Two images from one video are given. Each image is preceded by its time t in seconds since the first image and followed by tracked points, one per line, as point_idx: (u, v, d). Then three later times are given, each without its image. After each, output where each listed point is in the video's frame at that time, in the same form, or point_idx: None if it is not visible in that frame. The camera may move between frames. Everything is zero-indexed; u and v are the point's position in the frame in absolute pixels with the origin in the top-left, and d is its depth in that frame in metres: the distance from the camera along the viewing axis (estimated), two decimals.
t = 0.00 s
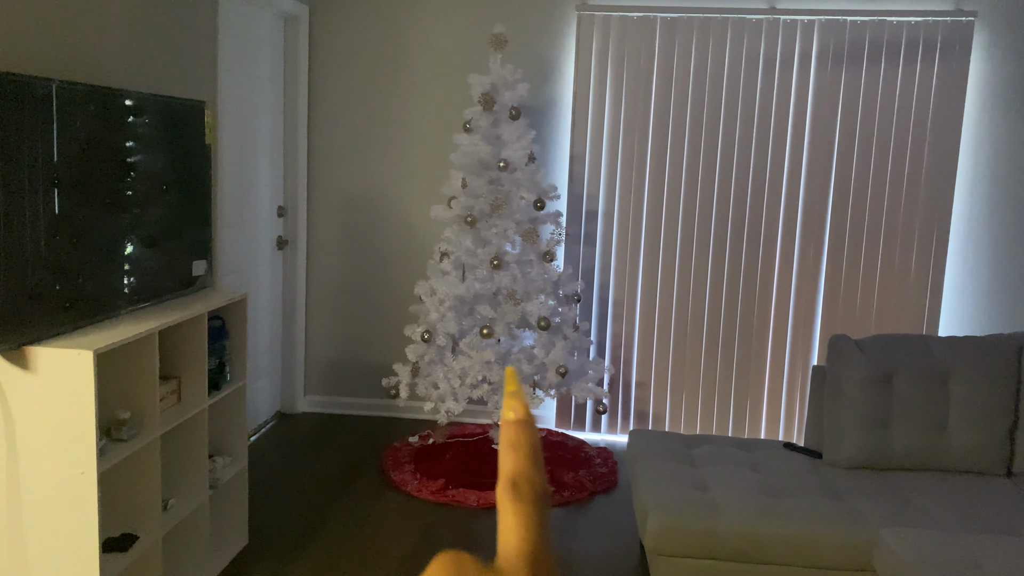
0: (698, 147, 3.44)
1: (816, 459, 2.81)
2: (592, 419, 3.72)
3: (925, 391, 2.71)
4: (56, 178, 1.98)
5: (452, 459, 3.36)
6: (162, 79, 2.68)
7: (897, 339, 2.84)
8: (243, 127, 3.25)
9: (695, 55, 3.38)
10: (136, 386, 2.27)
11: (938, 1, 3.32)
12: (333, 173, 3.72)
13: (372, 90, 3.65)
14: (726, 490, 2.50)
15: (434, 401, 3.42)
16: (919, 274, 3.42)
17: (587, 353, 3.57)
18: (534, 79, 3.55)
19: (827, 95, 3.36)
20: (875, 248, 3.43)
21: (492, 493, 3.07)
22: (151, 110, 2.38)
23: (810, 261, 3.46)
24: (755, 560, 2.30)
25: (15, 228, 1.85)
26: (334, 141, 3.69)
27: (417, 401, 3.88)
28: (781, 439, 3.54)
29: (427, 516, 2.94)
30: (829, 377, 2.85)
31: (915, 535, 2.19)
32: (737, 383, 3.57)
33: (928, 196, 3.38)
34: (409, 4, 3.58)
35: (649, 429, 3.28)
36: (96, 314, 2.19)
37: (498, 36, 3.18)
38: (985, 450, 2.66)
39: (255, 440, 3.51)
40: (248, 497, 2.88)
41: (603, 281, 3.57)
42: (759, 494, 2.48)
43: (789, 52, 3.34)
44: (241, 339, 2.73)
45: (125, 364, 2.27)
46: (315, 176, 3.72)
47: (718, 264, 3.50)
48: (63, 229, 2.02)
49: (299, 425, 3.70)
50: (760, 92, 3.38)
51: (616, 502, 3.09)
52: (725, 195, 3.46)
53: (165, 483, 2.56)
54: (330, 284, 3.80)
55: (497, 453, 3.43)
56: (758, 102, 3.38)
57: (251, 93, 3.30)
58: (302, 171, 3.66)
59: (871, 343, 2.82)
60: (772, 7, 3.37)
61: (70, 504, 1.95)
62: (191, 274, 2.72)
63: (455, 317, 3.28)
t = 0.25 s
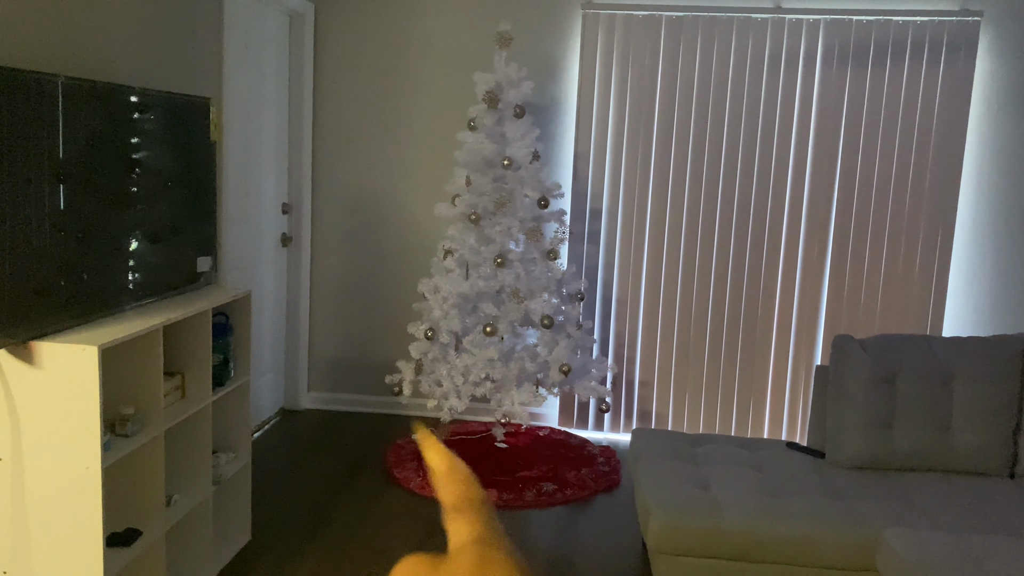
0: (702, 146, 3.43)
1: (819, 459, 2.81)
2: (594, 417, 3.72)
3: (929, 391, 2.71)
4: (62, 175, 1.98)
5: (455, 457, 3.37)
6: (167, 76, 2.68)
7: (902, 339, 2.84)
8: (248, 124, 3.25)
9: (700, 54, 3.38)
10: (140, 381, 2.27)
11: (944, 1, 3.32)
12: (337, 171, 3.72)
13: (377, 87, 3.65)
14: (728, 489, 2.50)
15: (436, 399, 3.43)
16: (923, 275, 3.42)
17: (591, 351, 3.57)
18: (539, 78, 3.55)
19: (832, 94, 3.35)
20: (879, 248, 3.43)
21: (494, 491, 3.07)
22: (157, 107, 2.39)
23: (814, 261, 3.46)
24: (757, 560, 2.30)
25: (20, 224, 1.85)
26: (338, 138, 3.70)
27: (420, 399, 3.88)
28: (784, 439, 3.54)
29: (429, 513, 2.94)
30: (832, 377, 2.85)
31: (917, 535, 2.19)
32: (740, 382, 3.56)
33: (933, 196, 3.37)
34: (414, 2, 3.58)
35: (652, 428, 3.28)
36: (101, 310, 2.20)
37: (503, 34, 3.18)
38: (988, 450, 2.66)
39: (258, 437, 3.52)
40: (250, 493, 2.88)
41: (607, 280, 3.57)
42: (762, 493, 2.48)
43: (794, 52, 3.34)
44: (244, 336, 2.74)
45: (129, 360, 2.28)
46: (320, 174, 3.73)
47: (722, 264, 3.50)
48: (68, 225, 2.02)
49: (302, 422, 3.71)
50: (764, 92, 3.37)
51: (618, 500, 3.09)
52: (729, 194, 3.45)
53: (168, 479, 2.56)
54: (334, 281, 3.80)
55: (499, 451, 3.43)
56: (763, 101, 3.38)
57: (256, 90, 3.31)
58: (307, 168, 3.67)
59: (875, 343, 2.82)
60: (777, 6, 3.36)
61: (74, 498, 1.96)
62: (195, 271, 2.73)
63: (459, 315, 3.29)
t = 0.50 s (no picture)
0: (706, 143, 3.43)
1: (821, 456, 2.80)
2: (596, 414, 3.72)
3: (932, 389, 2.70)
4: (65, 168, 1.98)
5: (457, 453, 3.37)
6: (171, 70, 2.68)
7: (905, 337, 2.83)
8: (252, 119, 3.25)
9: (704, 51, 3.37)
10: (143, 375, 2.27)
11: None
12: (340, 167, 3.72)
13: (380, 83, 3.65)
14: (731, 486, 2.50)
15: (438, 395, 3.42)
16: (927, 273, 3.41)
17: (593, 348, 3.57)
18: (543, 74, 3.55)
19: (837, 92, 3.34)
20: (883, 246, 3.42)
21: (496, 487, 3.07)
22: (160, 102, 2.39)
23: (818, 258, 3.45)
24: (759, 557, 2.30)
25: (23, 217, 1.85)
26: (342, 134, 3.70)
27: (422, 395, 3.88)
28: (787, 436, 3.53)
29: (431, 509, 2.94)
30: (835, 374, 2.84)
31: (920, 533, 2.18)
32: (743, 379, 3.56)
33: (937, 194, 3.36)
34: None
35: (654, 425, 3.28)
36: (104, 303, 2.20)
37: (507, 30, 3.17)
38: (991, 449, 2.65)
39: (260, 432, 3.52)
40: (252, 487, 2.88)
41: (610, 277, 3.56)
42: (764, 490, 2.48)
43: (798, 49, 3.33)
44: (247, 330, 2.74)
45: (132, 353, 2.28)
46: (323, 169, 3.73)
47: (725, 261, 3.49)
48: (71, 219, 2.02)
49: (304, 417, 3.71)
50: (769, 89, 3.36)
51: (620, 497, 3.09)
52: (733, 191, 3.45)
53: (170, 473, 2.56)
54: (337, 277, 3.80)
55: (501, 447, 3.43)
56: (768, 98, 3.37)
57: (260, 85, 3.30)
58: (310, 163, 3.66)
59: (878, 341, 2.81)
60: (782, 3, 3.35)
61: (77, 491, 1.97)
62: (198, 265, 2.73)
63: (461, 311, 3.28)
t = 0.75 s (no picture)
0: (709, 139, 3.42)
1: (823, 453, 2.81)
2: (598, 410, 3.72)
3: (933, 386, 2.70)
4: (67, 161, 1.98)
5: (458, 447, 3.37)
6: (173, 63, 2.68)
7: (907, 334, 2.83)
8: (254, 113, 3.25)
9: (708, 46, 3.36)
10: (145, 367, 2.28)
11: None
12: (343, 161, 3.72)
13: (383, 78, 3.65)
14: (732, 482, 2.50)
15: (440, 389, 3.43)
16: (929, 270, 3.41)
17: (595, 344, 3.57)
18: (545, 69, 3.54)
19: (840, 88, 3.34)
20: (885, 243, 3.42)
21: (497, 482, 3.07)
22: (163, 95, 2.38)
23: (820, 255, 3.45)
24: (760, 553, 2.30)
25: (26, 210, 1.85)
26: (344, 128, 3.70)
27: (423, 390, 3.89)
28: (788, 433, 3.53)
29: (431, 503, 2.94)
30: (837, 371, 2.84)
31: (921, 530, 2.18)
32: (744, 375, 3.56)
33: (940, 192, 3.36)
34: None
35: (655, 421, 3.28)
36: (106, 296, 2.20)
37: (510, 25, 3.17)
38: (992, 446, 2.65)
39: (262, 425, 3.53)
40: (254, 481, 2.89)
41: (612, 272, 3.56)
42: (765, 486, 2.48)
43: (802, 45, 3.32)
44: (249, 323, 2.74)
45: (133, 346, 2.28)
46: (325, 164, 3.73)
47: (727, 257, 3.49)
48: (74, 211, 2.03)
49: (306, 411, 3.71)
50: (772, 85, 3.36)
51: (620, 492, 3.09)
52: (735, 187, 3.44)
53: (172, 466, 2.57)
54: (338, 271, 3.80)
55: (503, 442, 3.44)
56: (771, 94, 3.37)
57: (262, 79, 3.30)
58: (312, 158, 3.66)
59: (880, 338, 2.81)
60: None
61: (78, 483, 1.97)
62: (200, 259, 2.73)
63: (463, 306, 3.29)
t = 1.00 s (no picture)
0: (711, 135, 3.42)
1: (823, 449, 2.81)
2: (598, 406, 3.72)
3: (934, 383, 2.70)
4: (69, 155, 1.98)
5: (458, 443, 3.37)
6: (175, 57, 2.68)
7: (908, 331, 2.83)
8: (256, 108, 3.25)
9: (710, 42, 3.36)
10: (146, 361, 2.28)
11: None
12: (345, 156, 3.72)
13: (385, 73, 3.64)
14: (732, 478, 2.50)
15: (441, 385, 3.43)
16: (930, 268, 3.40)
17: (596, 340, 3.57)
18: (548, 65, 3.54)
19: (843, 85, 3.33)
20: (886, 240, 3.41)
21: (497, 478, 3.07)
22: (164, 89, 2.38)
23: (821, 252, 3.45)
24: (760, 549, 2.30)
25: (27, 204, 1.85)
26: (346, 123, 3.69)
27: (424, 385, 3.89)
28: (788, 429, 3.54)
29: (432, 498, 2.95)
30: (838, 367, 2.84)
31: (920, 526, 2.18)
32: (745, 372, 3.56)
33: (941, 189, 3.36)
34: None
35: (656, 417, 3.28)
36: (107, 290, 2.20)
37: (512, 20, 3.16)
38: (992, 443, 2.65)
39: (263, 420, 3.53)
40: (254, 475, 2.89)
41: (613, 269, 3.56)
42: (766, 483, 2.48)
43: (805, 41, 3.31)
44: (250, 318, 2.74)
45: (135, 341, 2.28)
46: (327, 159, 3.73)
47: (728, 254, 3.49)
48: (75, 206, 2.03)
49: (306, 406, 3.72)
50: (774, 81, 3.35)
51: (620, 488, 3.10)
52: (737, 184, 3.44)
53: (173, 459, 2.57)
54: (340, 266, 3.80)
55: (503, 438, 3.44)
56: (773, 91, 3.36)
57: (264, 74, 3.30)
58: (314, 153, 3.66)
59: (881, 335, 2.82)
60: None
61: (78, 477, 1.97)
62: (201, 253, 2.73)
63: (464, 302, 3.29)
